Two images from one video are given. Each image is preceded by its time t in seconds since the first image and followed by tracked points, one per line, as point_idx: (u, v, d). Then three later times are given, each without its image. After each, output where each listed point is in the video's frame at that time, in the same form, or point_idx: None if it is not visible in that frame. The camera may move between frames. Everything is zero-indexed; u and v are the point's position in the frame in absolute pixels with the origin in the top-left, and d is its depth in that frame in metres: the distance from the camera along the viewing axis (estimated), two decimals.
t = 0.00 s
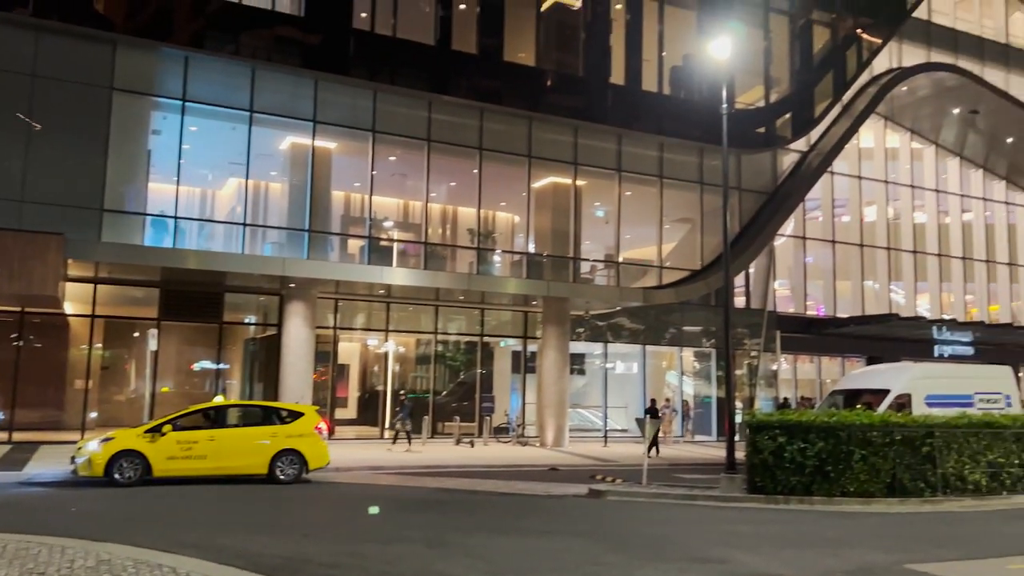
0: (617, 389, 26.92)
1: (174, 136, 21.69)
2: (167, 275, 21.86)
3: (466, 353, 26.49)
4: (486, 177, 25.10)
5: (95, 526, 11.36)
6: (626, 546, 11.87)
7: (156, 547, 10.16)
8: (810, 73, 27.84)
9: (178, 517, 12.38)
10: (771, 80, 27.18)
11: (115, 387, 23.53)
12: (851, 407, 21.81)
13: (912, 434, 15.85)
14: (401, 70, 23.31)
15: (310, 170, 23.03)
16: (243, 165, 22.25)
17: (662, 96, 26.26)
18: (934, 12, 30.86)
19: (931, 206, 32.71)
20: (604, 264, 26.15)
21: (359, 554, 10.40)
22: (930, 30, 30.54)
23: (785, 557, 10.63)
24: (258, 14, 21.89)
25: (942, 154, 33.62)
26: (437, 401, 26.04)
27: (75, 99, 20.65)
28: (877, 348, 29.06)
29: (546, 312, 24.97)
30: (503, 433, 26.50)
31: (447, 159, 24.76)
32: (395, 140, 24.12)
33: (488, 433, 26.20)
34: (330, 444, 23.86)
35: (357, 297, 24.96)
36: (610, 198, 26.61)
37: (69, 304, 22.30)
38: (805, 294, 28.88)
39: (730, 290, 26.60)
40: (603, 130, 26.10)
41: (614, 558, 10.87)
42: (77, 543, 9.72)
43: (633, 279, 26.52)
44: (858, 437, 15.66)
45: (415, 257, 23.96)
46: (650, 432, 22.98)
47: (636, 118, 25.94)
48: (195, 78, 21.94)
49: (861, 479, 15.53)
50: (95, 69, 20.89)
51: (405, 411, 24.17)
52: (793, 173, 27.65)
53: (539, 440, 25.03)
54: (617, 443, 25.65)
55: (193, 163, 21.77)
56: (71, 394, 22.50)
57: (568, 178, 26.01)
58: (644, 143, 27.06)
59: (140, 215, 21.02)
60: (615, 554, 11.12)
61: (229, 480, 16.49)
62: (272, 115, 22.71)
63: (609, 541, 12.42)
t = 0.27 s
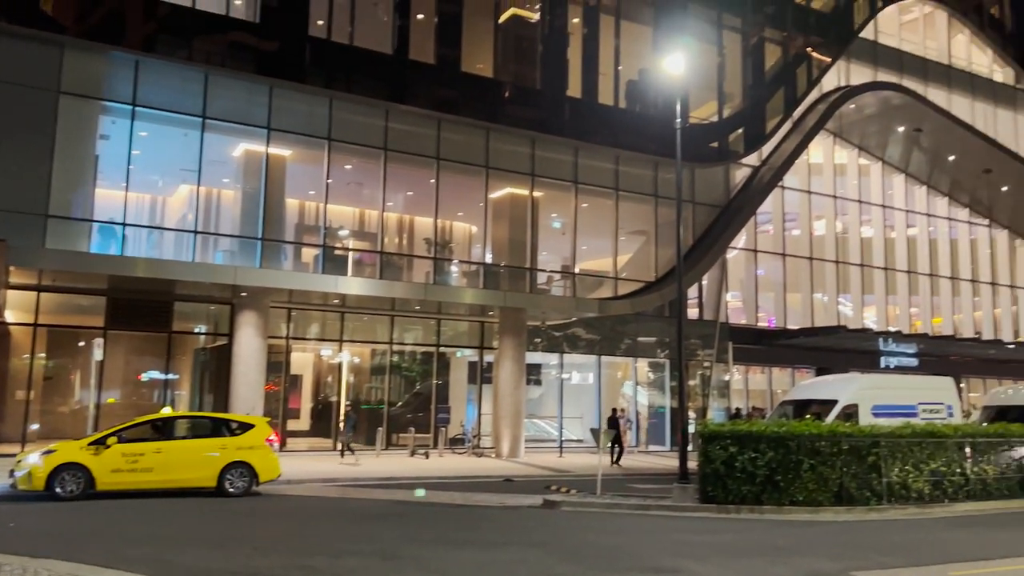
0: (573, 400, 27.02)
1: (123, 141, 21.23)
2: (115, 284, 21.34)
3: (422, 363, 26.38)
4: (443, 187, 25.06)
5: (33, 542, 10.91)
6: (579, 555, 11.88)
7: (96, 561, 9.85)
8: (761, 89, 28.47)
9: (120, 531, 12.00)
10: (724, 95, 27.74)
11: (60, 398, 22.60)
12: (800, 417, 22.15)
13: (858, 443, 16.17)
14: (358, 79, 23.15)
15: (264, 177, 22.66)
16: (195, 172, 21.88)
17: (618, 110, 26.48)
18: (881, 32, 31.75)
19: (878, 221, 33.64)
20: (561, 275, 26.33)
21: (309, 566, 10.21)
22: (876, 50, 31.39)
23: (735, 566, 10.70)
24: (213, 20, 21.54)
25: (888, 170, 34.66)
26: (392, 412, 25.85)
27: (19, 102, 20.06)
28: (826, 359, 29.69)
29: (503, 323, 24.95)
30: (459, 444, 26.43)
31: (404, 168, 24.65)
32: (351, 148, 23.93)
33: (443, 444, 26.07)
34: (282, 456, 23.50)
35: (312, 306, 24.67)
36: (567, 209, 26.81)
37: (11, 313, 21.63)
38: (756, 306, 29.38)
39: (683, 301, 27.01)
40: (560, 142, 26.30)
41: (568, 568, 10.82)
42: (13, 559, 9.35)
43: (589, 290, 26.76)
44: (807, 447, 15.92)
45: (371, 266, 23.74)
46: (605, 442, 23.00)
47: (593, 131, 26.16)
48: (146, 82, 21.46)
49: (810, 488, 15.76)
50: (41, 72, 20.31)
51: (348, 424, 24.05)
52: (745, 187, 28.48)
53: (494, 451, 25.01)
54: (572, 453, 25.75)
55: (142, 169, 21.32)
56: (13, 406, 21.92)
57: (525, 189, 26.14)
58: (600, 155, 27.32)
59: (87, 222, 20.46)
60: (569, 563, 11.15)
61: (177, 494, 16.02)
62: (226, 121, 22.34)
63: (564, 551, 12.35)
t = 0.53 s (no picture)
0: (531, 410, 27.06)
1: (74, 145, 20.69)
2: (64, 292, 20.86)
3: (380, 374, 26.17)
4: (402, 196, 24.86)
5: None
6: (536, 565, 11.80)
7: None
8: (717, 103, 28.95)
9: (62, 545, 11.55)
10: (681, 109, 28.15)
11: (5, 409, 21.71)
12: (754, 427, 22.31)
13: (811, 453, 16.40)
14: (317, 87, 22.79)
15: (219, 183, 22.39)
16: (148, 178, 21.42)
17: (578, 122, 26.65)
18: (833, 50, 32.42)
19: (830, 234, 34.52)
20: (520, 285, 26.41)
21: None
22: (828, 67, 31.86)
23: None
24: (167, 25, 20.93)
25: (840, 185, 35.73)
26: (348, 423, 25.58)
27: None
28: (779, 370, 30.18)
29: (462, 333, 24.83)
30: (416, 454, 26.29)
31: (363, 176, 24.44)
32: (309, 156, 23.69)
33: (400, 455, 25.89)
34: (235, 467, 23.11)
35: (267, 316, 24.31)
36: (526, 220, 26.92)
37: None
38: (712, 317, 29.83)
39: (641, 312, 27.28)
40: (520, 153, 26.38)
41: None
42: None
43: (548, 301, 26.93)
44: (761, 457, 16.12)
45: (328, 274, 23.53)
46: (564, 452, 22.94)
47: (553, 142, 26.28)
48: (98, 85, 20.93)
49: (764, 497, 15.93)
50: None
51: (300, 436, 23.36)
52: (702, 200, 28.87)
53: (453, 462, 24.83)
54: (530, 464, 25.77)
55: (93, 174, 20.86)
56: None
57: (485, 200, 26.17)
58: (560, 166, 27.48)
59: (34, 228, 19.86)
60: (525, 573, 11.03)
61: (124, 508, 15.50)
62: (181, 127, 21.95)
63: (520, 562, 12.24)
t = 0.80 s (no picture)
0: (492, 421, 27.01)
1: (25, 149, 20.14)
2: (12, 300, 20.32)
3: (339, 384, 25.92)
4: (364, 204, 24.69)
5: None
6: None
7: None
8: (678, 117, 29.35)
9: None
10: (642, 123, 28.51)
11: None
12: (712, 437, 22.38)
13: (767, 462, 16.62)
14: (278, 94, 22.23)
15: (176, 190, 21.98)
16: (102, 184, 20.99)
17: (540, 134, 26.78)
18: (790, 67, 33.21)
19: (786, 247, 35.16)
20: (482, 295, 26.48)
21: None
22: (786, 84, 32.53)
23: None
24: (123, 27, 20.13)
25: (796, 199, 36.47)
26: (306, 434, 25.23)
27: None
28: (737, 380, 30.60)
29: (423, 343, 24.63)
30: (375, 465, 26.10)
31: (324, 184, 24.28)
32: (269, 163, 23.44)
33: (359, 466, 25.69)
34: (189, 479, 22.65)
35: (224, 324, 23.92)
36: (488, 230, 26.95)
37: None
38: (671, 327, 30.12)
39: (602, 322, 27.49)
40: (482, 164, 26.44)
41: None
42: None
43: (510, 310, 27.05)
44: (719, 466, 16.26)
45: (287, 282, 23.23)
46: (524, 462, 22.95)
47: (516, 153, 26.30)
48: (51, 88, 20.25)
49: (721, 507, 16.03)
50: None
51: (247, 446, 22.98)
52: (661, 213, 29.35)
53: (412, 473, 24.64)
54: (490, 474, 25.76)
55: (45, 179, 20.36)
56: None
57: (447, 209, 26.13)
58: (522, 177, 27.59)
59: None
60: None
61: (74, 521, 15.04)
62: (137, 132, 21.51)
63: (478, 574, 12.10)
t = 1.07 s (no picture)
0: (456, 431, 26.89)
1: None
2: None
3: (300, 394, 25.62)
4: (327, 212, 24.51)
5: None
6: None
7: None
8: (642, 129, 29.70)
9: None
10: (607, 134, 28.77)
11: None
12: (674, 446, 22.35)
13: (726, 471, 16.80)
14: (240, 100, 21.90)
15: (135, 196, 21.56)
16: (58, 189, 20.46)
17: (505, 144, 26.84)
18: (751, 81, 33.81)
19: (747, 259, 35.66)
20: (447, 304, 26.38)
21: None
22: (748, 97, 33.21)
23: None
24: (80, 30, 19.67)
25: (757, 212, 37.11)
26: (265, 444, 24.88)
27: None
28: (699, 390, 30.93)
29: (387, 352, 24.45)
30: (336, 476, 25.84)
31: (286, 191, 24.02)
32: (230, 169, 23.15)
33: (320, 476, 25.40)
34: (145, 490, 22.16)
35: (183, 333, 23.50)
36: (453, 239, 26.92)
37: None
38: (634, 337, 30.38)
39: (567, 331, 27.59)
40: (448, 173, 26.45)
41: None
42: None
43: (475, 319, 27.02)
44: (679, 475, 16.35)
45: (247, 290, 22.87)
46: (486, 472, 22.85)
47: (481, 162, 26.30)
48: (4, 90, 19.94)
49: (682, 517, 16.20)
50: None
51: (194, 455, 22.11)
52: (625, 224, 29.73)
53: (374, 483, 24.37)
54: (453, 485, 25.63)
55: None
56: None
57: (412, 218, 26.02)
58: (487, 187, 27.64)
59: None
60: None
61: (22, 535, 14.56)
62: (95, 136, 21.07)
63: None
